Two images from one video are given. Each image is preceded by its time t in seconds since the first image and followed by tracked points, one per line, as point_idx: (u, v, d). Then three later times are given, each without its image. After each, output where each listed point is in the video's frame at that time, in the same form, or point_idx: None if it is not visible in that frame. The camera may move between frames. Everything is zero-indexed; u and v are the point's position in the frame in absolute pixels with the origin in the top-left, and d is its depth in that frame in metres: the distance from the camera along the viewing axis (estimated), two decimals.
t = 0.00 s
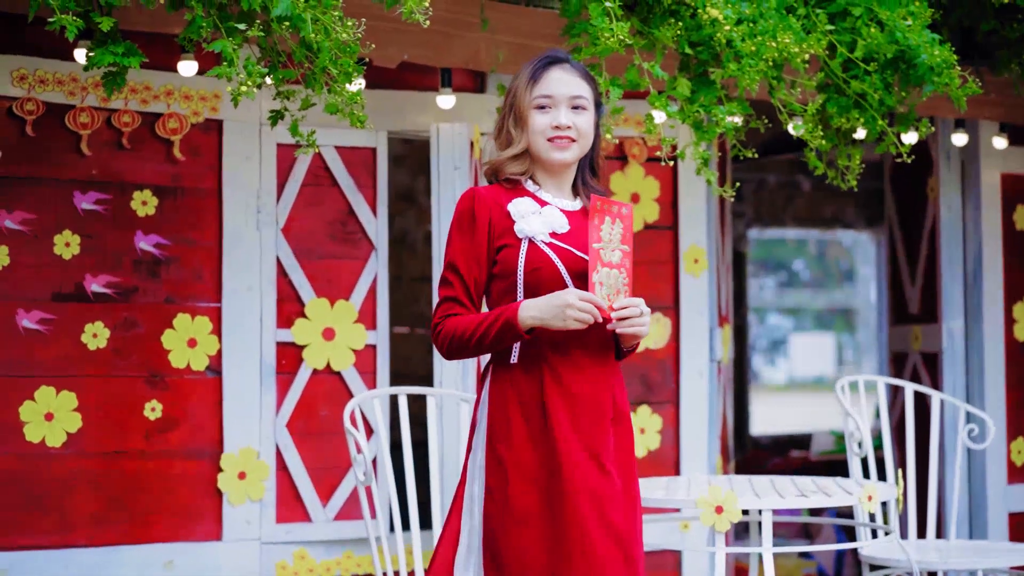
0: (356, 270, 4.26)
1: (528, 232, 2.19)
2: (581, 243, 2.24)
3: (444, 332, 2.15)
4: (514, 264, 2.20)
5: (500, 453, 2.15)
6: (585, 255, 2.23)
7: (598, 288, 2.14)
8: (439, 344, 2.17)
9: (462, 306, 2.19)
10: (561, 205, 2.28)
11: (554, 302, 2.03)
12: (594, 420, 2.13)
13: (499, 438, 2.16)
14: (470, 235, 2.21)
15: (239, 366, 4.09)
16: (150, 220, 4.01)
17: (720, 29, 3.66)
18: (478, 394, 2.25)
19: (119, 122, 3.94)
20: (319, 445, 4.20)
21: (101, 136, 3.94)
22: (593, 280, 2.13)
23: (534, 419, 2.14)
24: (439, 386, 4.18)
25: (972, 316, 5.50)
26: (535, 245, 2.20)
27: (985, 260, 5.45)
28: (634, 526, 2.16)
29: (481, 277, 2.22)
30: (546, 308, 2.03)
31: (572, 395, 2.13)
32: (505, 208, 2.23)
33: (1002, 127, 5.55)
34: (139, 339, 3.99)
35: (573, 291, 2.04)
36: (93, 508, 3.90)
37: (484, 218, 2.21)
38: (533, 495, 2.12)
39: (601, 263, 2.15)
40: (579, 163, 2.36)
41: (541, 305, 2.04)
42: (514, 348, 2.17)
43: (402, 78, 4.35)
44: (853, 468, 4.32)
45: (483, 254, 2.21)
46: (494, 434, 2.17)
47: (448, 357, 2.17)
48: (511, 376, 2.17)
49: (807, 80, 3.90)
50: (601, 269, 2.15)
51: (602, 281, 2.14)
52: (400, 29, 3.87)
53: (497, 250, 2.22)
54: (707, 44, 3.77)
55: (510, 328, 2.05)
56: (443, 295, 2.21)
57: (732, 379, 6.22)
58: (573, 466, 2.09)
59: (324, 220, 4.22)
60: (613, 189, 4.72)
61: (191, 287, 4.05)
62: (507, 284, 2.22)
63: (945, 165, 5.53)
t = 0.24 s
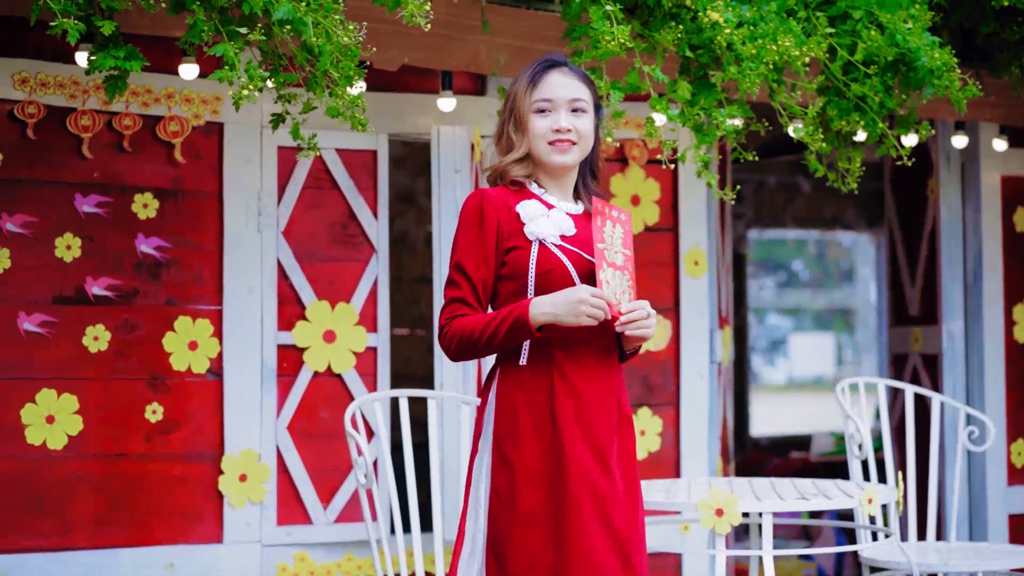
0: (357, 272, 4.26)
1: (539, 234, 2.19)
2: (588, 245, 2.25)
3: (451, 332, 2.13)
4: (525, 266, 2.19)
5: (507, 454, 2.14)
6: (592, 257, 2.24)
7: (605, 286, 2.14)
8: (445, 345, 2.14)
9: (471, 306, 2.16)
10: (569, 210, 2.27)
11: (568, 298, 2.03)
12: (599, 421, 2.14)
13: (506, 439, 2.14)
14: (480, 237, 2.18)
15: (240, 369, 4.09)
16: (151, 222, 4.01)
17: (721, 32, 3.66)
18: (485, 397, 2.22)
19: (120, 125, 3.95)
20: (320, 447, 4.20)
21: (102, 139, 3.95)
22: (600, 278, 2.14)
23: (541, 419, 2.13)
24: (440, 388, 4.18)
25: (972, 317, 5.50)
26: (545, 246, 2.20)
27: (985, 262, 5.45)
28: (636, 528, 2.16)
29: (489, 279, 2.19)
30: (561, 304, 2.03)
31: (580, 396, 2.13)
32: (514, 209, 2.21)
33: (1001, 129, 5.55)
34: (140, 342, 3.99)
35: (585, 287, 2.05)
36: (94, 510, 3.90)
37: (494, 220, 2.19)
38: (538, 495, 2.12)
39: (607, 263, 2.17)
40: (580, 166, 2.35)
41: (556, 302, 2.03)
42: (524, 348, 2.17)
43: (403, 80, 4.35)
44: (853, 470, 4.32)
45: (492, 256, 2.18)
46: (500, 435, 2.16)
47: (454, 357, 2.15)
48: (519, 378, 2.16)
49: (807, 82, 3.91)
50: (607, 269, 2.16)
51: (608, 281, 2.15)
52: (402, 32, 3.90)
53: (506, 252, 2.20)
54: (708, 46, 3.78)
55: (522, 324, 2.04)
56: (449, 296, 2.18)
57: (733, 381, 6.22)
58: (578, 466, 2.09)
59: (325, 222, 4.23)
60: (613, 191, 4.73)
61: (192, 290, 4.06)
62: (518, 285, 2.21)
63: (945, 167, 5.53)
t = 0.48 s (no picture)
0: (357, 275, 4.27)
1: (550, 236, 2.18)
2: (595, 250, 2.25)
3: (460, 334, 2.10)
4: (537, 269, 2.18)
5: (516, 456, 2.13)
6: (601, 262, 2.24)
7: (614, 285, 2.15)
8: (453, 347, 2.11)
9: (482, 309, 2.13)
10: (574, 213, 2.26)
11: (585, 302, 2.03)
12: (608, 424, 2.14)
13: (516, 441, 2.13)
14: (492, 239, 2.16)
15: (240, 371, 4.09)
16: (151, 225, 4.02)
17: (720, 35, 3.67)
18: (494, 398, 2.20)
19: (121, 128, 3.95)
20: (320, 449, 4.21)
21: (102, 142, 3.95)
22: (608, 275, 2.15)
23: (551, 420, 2.12)
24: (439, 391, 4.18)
25: (972, 319, 5.51)
26: (557, 250, 2.19)
27: (985, 264, 5.46)
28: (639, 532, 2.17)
29: (500, 282, 2.17)
30: (577, 308, 2.02)
31: (590, 398, 2.13)
32: (524, 212, 2.20)
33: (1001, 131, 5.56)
34: (140, 344, 4.00)
35: (601, 290, 2.04)
36: (94, 512, 3.90)
37: (505, 223, 2.17)
38: (548, 497, 2.10)
39: (614, 263, 2.18)
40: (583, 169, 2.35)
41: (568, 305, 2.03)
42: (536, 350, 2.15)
43: (403, 83, 4.36)
44: (852, 472, 4.32)
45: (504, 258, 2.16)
46: (510, 436, 2.14)
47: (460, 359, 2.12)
48: (531, 378, 2.15)
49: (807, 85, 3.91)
50: (614, 269, 2.18)
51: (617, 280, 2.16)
52: (401, 35, 3.90)
53: (517, 255, 2.18)
54: (707, 49, 3.78)
55: (537, 328, 2.03)
56: (459, 299, 2.15)
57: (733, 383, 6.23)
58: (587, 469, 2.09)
59: (325, 225, 4.24)
60: (614, 194, 4.74)
61: (192, 292, 4.06)
62: (529, 288, 2.19)
63: (945, 169, 5.53)
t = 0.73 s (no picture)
0: (357, 278, 4.29)
1: (563, 241, 2.18)
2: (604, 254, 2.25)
3: (478, 342, 2.09)
4: (551, 273, 2.17)
5: (530, 458, 2.11)
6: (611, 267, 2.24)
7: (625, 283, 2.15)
8: (470, 354, 2.10)
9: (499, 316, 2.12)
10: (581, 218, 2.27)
11: (605, 324, 2.05)
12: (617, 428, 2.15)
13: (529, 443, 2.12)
14: (506, 244, 2.14)
15: (240, 375, 4.11)
16: (151, 228, 4.03)
17: (718, 39, 3.68)
18: (502, 402, 2.18)
19: (121, 132, 3.96)
20: (320, 452, 4.23)
21: (102, 146, 3.96)
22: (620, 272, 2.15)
23: (563, 423, 2.12)
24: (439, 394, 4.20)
25: (970, 320, 5.53)
26: (569, 254, 2.19)
27: (983, 266, 5.47)
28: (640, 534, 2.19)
29: (514, 288, 2.16)
30: (598, 329, 2.04)
31: (600, 401, 2.13)
32: (535, 217, 2.19)
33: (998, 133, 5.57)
34: (141, 347, 4.01)
35: (620, 310, 2.06)
36: (94, 515, 3.91)
37: (518, 227, 2.16)
38: (562, 500, 2.10)
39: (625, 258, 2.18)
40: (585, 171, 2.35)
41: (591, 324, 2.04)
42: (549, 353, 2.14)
43: (401, 86, 4.37)
44: (851, 475, 4.33)
45: (519, 264, 2.15)
46: (522, 439, 2.12)
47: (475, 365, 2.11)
48: (543, 380, 2.14)
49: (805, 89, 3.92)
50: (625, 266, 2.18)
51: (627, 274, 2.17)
52: (400, 39, 3.92)
53: (529, 260, 2.17)
54: (705, 53, 3.79)
55: (559, 347, 2.03)
56: (474, 304, 2.13)
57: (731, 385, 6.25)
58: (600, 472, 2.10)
59: (325, 228, 4.25)
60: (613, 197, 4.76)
61: (192, 296, 4.08)
62: (541, 292, 2.18)
63: (943, 172, 5.55)
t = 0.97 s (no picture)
0: (357, 281, 4.30)
1: (573, 246, 2.18)
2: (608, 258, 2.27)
3: (498, 349, 2.08)
4: (561, 277, 2.17)
5: (541, 461, 2.13)
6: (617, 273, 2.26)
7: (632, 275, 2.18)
8: (488, 361, 2.09)
9: (513, 318, 2.11)
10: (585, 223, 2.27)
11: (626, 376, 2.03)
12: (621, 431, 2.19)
13: (541, 446, 2.13)
14: (517, 247, 2.15)
15: (240, 378, 4.11)
16: (151, 231, 4.04)
17: (717, 43, 3.69)
18: (510, 403, 2.19)
19: (121, 135, 3.97)
20: (319, 455, 4.24)
21: (102, 149, 3.97)
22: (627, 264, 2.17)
23: (573, 424, 2.14)
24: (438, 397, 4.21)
25: (969, 323, 5.53)
26: (579, 259, 2.19)
27: (981, 269, 5.48)
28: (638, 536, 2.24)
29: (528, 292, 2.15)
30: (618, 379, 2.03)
31: (607, 405, 2.17)
32: (544, 222, 2.20)
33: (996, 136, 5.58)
34: (140, 350, 4.02)
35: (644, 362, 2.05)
36: (94, 518, 3.92)
37: (529, 234, 2.16)
38: (572, 502, 2.12)
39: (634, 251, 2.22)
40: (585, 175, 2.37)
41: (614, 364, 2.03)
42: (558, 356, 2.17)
43: (401, 90, 4.38)
44: (850, 478, 4.33)
45: (530, 267, 2.15)
46: (534, 440, 2.14)
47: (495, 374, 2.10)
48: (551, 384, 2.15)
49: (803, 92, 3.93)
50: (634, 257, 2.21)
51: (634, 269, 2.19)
52: (400, 43, 3.94)
53: (540, 265, 2.17)
54: (703, 56, 3.80)
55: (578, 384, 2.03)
56: (491, 308, 2.12)
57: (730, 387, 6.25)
58: (608, 475, 2.14)
59: (324, 231, 4.26)
60: (612, 201, 4.78)
61: (192, 299, 4.08)
62: (551, 296, 2.17)
63: (941, 174, 5.56)
